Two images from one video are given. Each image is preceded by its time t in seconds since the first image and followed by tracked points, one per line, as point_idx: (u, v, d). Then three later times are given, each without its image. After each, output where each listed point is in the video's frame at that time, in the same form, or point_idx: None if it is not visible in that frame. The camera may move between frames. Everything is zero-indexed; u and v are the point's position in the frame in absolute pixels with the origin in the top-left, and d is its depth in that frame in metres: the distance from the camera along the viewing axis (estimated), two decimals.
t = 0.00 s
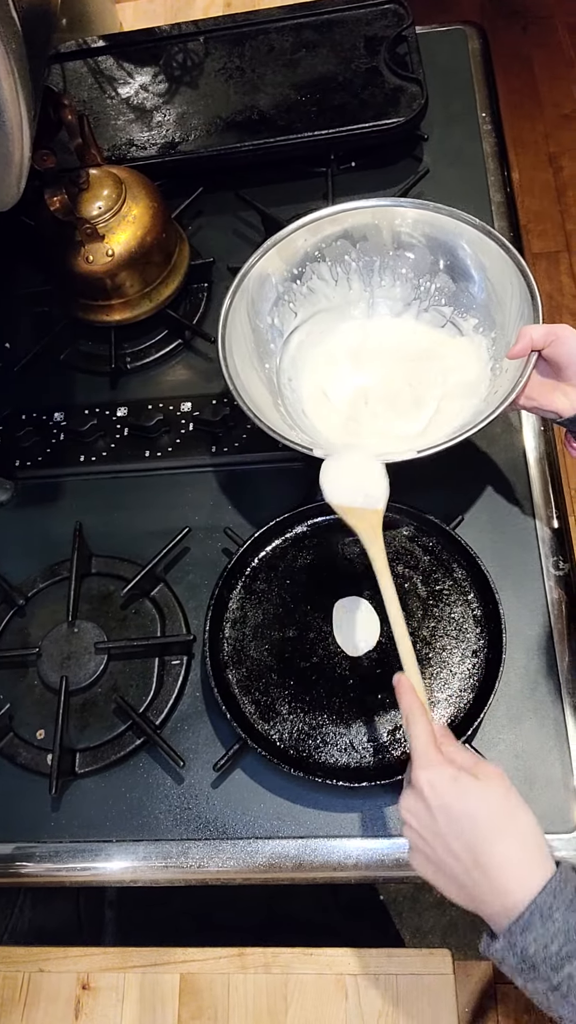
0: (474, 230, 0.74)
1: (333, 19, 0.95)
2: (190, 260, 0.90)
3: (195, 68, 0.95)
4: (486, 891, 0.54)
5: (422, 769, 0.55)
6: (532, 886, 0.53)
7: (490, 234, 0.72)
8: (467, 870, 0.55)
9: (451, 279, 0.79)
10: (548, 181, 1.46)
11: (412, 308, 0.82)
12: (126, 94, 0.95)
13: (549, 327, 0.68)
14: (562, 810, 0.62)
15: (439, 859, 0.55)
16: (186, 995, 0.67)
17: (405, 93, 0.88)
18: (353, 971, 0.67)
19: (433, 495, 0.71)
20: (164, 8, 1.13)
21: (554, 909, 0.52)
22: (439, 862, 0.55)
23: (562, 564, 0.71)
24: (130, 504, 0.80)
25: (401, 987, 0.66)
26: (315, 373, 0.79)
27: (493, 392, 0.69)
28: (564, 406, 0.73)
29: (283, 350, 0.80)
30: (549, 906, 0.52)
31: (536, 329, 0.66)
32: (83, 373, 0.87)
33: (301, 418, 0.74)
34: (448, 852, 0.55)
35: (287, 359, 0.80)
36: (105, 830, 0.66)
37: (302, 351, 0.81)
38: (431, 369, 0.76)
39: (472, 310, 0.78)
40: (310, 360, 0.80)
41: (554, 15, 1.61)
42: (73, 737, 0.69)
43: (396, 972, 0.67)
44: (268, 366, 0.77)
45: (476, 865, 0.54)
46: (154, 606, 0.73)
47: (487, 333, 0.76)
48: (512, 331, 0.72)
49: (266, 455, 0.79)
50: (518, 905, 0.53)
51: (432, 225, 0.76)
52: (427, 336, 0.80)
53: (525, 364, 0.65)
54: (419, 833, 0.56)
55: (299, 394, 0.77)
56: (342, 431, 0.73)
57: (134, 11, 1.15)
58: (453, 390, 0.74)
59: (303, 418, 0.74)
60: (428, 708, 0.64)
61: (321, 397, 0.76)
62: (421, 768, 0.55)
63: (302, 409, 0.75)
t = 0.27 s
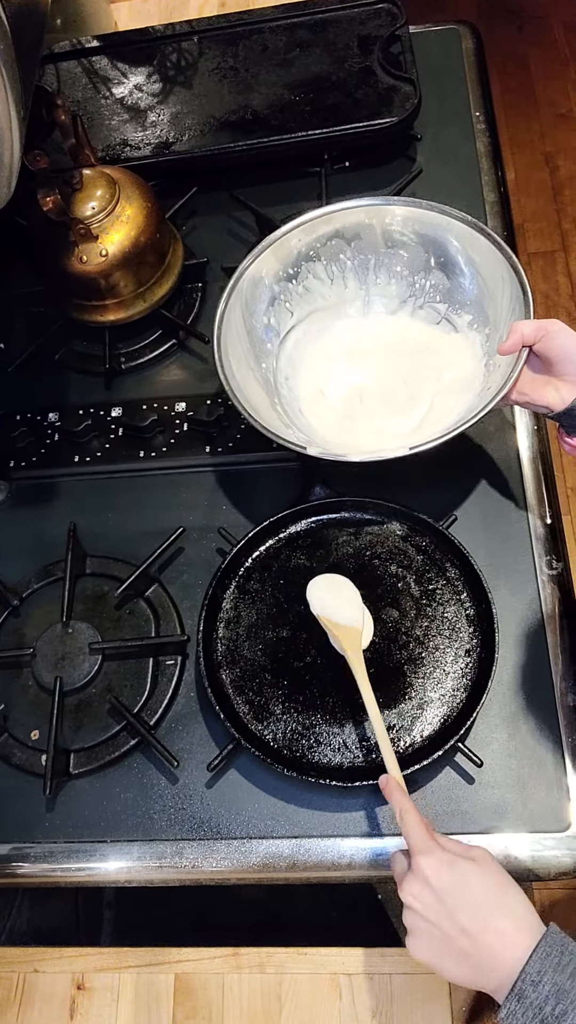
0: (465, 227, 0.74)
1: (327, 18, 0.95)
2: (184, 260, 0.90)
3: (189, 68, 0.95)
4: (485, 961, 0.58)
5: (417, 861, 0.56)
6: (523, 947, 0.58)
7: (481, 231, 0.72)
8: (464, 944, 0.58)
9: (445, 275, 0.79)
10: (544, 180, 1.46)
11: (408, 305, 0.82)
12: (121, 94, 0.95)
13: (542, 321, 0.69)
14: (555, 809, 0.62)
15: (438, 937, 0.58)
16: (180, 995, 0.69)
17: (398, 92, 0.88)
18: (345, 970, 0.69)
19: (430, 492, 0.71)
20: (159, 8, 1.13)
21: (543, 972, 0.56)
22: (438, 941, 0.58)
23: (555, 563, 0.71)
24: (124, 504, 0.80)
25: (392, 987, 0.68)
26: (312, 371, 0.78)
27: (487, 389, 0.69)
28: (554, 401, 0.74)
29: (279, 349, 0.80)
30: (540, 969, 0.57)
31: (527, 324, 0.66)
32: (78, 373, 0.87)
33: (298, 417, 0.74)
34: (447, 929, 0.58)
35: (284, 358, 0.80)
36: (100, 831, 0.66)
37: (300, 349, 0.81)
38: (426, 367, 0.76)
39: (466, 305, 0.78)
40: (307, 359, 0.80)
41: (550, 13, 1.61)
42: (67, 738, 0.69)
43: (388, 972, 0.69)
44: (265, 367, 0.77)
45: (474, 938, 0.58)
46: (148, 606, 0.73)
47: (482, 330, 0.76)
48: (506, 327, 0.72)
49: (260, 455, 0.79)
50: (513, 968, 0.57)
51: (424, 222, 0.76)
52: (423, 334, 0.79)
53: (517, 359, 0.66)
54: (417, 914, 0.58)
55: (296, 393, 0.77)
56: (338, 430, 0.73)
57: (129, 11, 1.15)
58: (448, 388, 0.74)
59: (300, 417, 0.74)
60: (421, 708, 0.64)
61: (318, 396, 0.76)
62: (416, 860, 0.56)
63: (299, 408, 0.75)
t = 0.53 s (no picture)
0: (469, 222, 0.74)
1: (328, 15, 0.94)
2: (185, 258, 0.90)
3: (190, 65, 0.94)
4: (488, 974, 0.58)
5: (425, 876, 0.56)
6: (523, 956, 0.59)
7: (485, 225, 0.72)
8: (469, 961, 0.58)
9: (449, 270, 0.78)
10: (545, 178, 1.46)
11: (412, 299, 0.81)
12: (121, 91, 0.95)
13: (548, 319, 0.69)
14: (558, 808, 0.62)
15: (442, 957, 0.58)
16: (183, 995, 0.67)
17: (400, 90, 0.88)
18: (350, 971, 0.67)
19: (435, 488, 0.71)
20: (159, 6, 1.13)
21: (539, 984, 0.58)
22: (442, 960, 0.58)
23: (558, 562, 0.71)
24: (126, 502, 0.80)
25: (398, 986, 0.66)
26: (315, 369, 0.78)
27: (494, 386, 0.69)
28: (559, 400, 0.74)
29: (282, 347, 0.80)
30: (537, 981, 0.58)
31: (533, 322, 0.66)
32: (79, 371, 0.87)
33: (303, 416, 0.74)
34: (450, 946, 0.58)
35: (287, 357, 0.80)
36: (102, 830, 0.66)
37: (303, 347, 0.80)
38: (430, 363, 0.76)
39: (471, 299, 0.78)
40: (310, 356, 0.80)
41: (550, 11, 1.60)
42: (69, 737, 0.69)
43: (392, 971, 0.67)
44: (269, 366, 0.77)
45: (476, 954, 0.58)
46: (150, 606, 0.73)
47: (486, 325, 0.76)
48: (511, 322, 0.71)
49: (262, 453, 0.79)
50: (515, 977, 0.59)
51: (426, 217, 0.76)
52: (427, 328, 0.79)
53: (523, 357, 0.65)
54: (421, 933, 0.58)
55: (300, 391, 0.77)
56: (343, 428, 0.73)
57: (129, 8, 1.14)
58: (453, 384, 0.73)
59: (305, 416, 0.74)
60: (425, 707, 0.64)
61: (322, 394, 0.76)
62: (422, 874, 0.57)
63: (304, 407, 0.75)
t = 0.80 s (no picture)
0: (473, 220, 0.73)
1: (326, 15, 0.94)
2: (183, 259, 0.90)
3: (188, 65, 0.94)
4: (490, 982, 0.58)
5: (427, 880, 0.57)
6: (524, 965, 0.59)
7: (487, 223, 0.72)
8: (470, 967, 0.58)
9: (451, 267, 0.78)
10: (544, 177, 1.45)
11: (412, 296, 0.81)
12: (119, 92, 0.94)
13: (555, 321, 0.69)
14: (559, 810, 0.62)
15: (443, 961, 0.58)
16: (184, 998, 0.67)
17: (399, 89, 0.88)
18: (352, 972, 0.67)
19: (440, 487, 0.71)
20: (157, 5, 1.12)
21: (538, 993, 0.58)
22: (443, 965, 0.58)
23: (559, 563, 0.71)
24: (125, 504, 0.80)
25: (400, 988, 0.66)
26: (316, 369, 0.78)
27: (498, 386, 0.69)
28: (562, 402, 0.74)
29: (283, 347, 0.80)
30: (536, 990, 0.58)
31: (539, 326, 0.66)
32: (77, 372, 0.87)
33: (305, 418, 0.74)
34: (451, 951, 0.58)
35: (288, 357, 0.79)
36: (102, 834, 0.66)
37: (304, 346, 0.80)
38: (434, 361, 0.75)
39: (474, 297, 0.78)
40: (311, 355, 0.79)
41: (548, 10, 1.60)
42: (69, 741, 0.68)
43: (394, 973, 0.66)
44: (268, 367, 0.77)
45: (478, 961, 0.59)
46: (149, 608, 0.73)
47: (490, 324, 0.76)
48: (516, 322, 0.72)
49: (262, 454, 0.79)
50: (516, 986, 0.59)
51: (429, 214, 0.76)
52: (430, 325, 0.79)
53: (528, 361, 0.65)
54: (422, 938, 0.58)
55: (302, 392, 0.77)
56: (346, 430, 0.72)
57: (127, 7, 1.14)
58: (457, 383, 0.73)
59: (307, 417, 0.74)
60: (426, 708, 0.64)
61: (324, 394, 0.76)
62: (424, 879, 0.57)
63: (305, 408, 0.75)
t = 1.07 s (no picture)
0: (463, 223, 0.73)
1: (321, 14, 0.94)
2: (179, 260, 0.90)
3: (183, 65, 0.94)
4: (491, 994, 0.57)
5: (431, 883, 0.57)
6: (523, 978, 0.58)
7: (476, 224, 0.72)
8: (471, 980, 0.56)
9: (441, 270, 0.78)
10: (541, 176, 1.45)
11: (403, 300, 0.81)
12: (113, 92, 0.94)
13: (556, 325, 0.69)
14: (557, 812, 0.61)
15: (444, 972, 0.57)
16: (181, 1001, 0.67)
17: (394, 89, 0.88)
18: (349, 975, 0.67)
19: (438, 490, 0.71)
20: (151, 5, 1.12)
21: (533, 1009, 0.56)
22: (443, 976, 0.57)
23: (556, 563, 0.70)
24: (121, 505, 0.79)
25: (397, 990, 0.66)
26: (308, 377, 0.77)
27: (494, 392, 0.69)
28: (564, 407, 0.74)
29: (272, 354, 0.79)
30: (531, 1006, 0.56)
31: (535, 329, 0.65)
32: (72, 374, 0.86)
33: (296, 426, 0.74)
34: (453, 961, 0.57)
35: (279, 365, 0.79)
36: (99, 837, 0.66)
37: (294, 353, 0.80)
38: (428, 366, 0.75)
39: (465, 300, 0.78)
40: (301, 361, 0.79)
41: (544, 9, 1.60)
42: (65, 743, 0.68)
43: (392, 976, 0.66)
44: (258, 377, 0.76)
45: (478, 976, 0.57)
46: (145, 610, 0.72)
47: (481, 327, 0.76)
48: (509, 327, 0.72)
49: (258, 455, 0.78)
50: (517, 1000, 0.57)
51: (418, 218, 0.76)
52: (424, 330, 0.79)
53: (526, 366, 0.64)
54: (424, 947, 0.57)
55: (294, 401, 0.76)
56: (338, 439, 0.72)
57: (122, 6, 1.14)
58: (452, 388, 0.73)
59: (300, 426, 0.73)
60: (422, 710, 0.64)
61: (317, 401, 0.76)
62: (428, 883, 0.57)
63: (298, 416, 0.75)
